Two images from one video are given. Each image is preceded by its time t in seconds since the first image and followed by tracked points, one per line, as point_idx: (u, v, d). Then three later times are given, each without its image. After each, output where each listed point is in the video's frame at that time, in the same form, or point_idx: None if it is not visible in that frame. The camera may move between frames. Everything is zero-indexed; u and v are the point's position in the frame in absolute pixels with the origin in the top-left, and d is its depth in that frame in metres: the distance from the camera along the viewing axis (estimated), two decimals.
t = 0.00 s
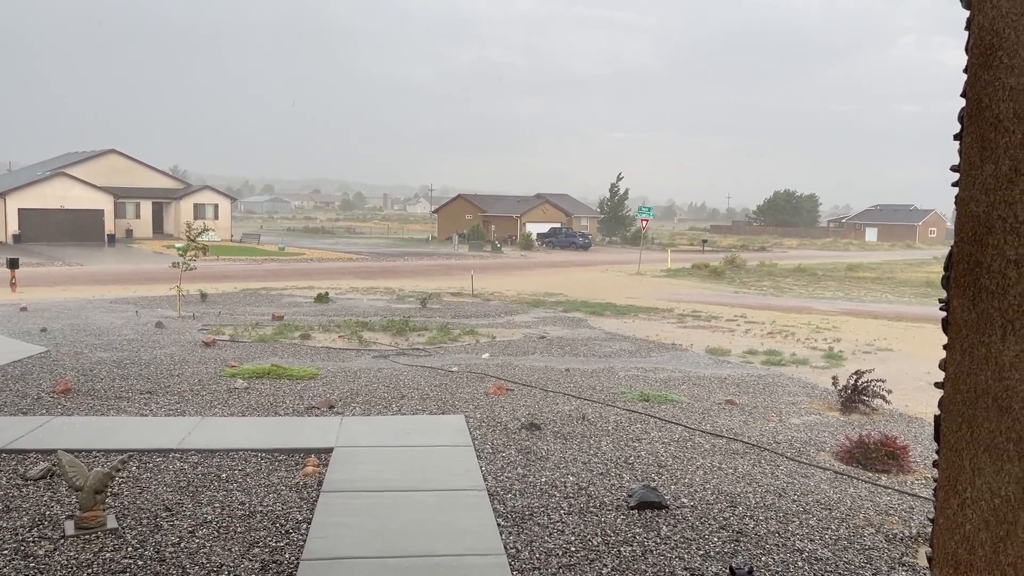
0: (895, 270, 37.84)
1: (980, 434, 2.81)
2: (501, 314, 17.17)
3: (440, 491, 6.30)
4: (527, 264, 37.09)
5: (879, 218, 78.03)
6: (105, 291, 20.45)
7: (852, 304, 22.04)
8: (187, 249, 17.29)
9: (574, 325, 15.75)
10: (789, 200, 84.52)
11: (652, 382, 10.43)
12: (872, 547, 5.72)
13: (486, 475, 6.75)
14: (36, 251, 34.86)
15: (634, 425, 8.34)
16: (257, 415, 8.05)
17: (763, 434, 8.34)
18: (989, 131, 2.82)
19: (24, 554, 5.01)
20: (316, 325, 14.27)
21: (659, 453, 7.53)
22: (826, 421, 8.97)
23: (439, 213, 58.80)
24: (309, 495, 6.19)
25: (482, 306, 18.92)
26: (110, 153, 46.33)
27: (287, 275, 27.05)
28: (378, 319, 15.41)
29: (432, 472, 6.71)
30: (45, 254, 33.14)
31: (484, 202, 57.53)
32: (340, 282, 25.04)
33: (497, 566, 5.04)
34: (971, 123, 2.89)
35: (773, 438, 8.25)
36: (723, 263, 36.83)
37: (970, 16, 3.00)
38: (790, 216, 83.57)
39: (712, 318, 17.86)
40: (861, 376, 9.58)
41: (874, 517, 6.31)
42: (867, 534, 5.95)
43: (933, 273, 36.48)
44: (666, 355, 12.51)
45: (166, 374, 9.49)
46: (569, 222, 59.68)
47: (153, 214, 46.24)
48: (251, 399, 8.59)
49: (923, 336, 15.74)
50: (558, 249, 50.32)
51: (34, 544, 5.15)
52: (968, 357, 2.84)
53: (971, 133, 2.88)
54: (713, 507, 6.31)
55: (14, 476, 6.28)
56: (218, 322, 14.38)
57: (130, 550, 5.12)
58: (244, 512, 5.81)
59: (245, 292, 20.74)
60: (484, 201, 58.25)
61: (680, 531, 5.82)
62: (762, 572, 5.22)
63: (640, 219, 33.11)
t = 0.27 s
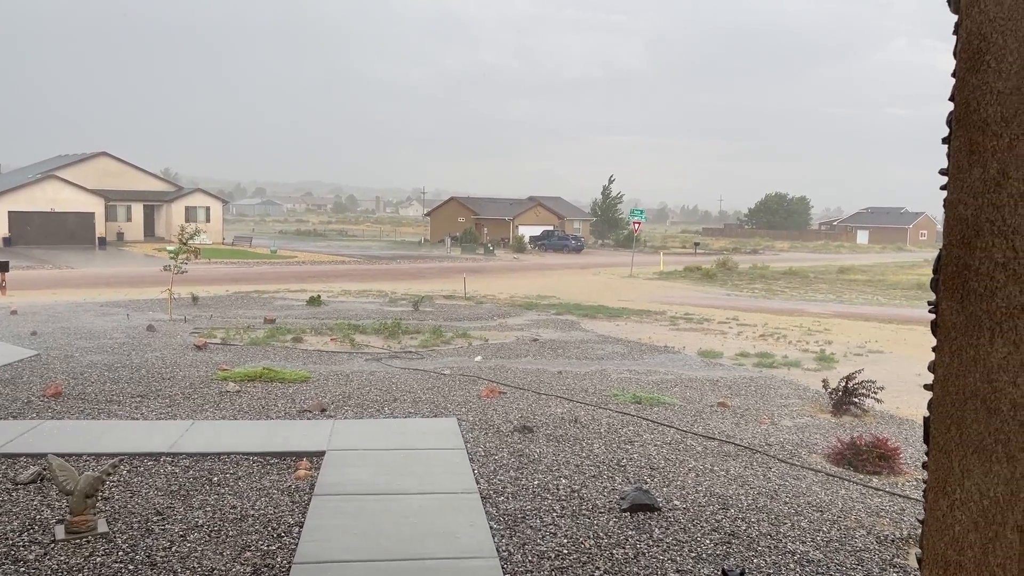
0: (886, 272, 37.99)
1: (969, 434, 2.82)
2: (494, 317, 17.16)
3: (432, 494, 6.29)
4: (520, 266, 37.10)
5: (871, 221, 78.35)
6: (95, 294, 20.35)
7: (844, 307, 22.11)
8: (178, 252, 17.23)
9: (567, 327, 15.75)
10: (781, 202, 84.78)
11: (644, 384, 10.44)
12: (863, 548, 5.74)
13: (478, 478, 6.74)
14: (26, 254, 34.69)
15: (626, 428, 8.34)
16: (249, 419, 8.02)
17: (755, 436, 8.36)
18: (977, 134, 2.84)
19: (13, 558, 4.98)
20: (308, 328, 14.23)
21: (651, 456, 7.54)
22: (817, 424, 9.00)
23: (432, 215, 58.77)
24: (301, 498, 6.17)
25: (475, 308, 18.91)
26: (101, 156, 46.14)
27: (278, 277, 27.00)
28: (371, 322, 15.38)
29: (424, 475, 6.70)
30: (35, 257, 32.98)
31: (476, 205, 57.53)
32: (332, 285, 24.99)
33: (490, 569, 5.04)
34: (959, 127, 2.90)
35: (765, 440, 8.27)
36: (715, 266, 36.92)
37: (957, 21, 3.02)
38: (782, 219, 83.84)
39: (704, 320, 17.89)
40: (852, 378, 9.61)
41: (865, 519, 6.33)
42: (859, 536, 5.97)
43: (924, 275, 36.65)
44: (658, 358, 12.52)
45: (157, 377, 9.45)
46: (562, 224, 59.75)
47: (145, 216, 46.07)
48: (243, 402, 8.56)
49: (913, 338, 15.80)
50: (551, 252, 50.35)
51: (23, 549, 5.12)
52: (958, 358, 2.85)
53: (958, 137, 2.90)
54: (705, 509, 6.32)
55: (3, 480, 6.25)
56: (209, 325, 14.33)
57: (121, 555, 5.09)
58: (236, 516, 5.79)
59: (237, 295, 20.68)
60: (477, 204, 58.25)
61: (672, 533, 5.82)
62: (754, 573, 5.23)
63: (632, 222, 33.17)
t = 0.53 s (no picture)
0: (880, 275, 38.11)
1: (961, 434, 2.84)
2: (489, 319, 17.16)
3: (427, 497, 6.29)
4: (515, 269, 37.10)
5: (865, 223, 78.56)
6: (89, 297, 20.32)
7: (838, 309, 22.15)
8: (173, 255, 17.19)
9: (562, 330, 15.76)
10: (776, 204, 84.95)
11: (639, 387, 10.45)
12: (857, 550, 5.75)
13: (473, 481, 6.73)
14: (20, 257, 34.58)
15: (621, 430, 8.36)
16: (243, 422, 8.01)
17: (750, 439, 8.38)
18: (969, 138, 2.86)
19: (7, 563, 4.96)
20: (303, 331, 14.21)
21: (646, 458, 7.55)
22: (812, 426, 9.02)
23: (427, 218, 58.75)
24: (296, 501, 6.17)
25: (470, 311, 18.91)
26: (96, 159, 46.02)
27: (274, 280, 26.96)
28: (366, 324, 15.38)
29: (419, 477, 6.70)
30: (29, 260, 32.89)
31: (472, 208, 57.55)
32: (327, 288, 24.96)
33: (485, 571, 5.03)
34: (951, 130, 2.92)
35: (760, 442, 8.29)
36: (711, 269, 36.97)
37: (949, 26, 3.04)
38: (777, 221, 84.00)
39: (699, 323, 17.92)
40: (846, 380, 9.64)
41: (859, 521, 6.34)
42: (853, 538, 5.98)
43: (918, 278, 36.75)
44: (653, 360, 12.54)
45: (151, 380, 9.43)
46: (557, 227, 59.79)
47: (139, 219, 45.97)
48: (237, 405, 8.55)
49: (908, 341, 15.85)
50: (546, 255, 50.38)
51: (17, 553, 5.11)
52: (950, 360, 2.87)
53: (950, 141, 2.92)
54: (700, 511, 6.33)
55: None
56: (204, 328, 14.30)
57: (115, 558, 5.08)
58: (231, 519, 5.78)
59: (232, 298, 20.65)
60: (473, 206, 58.26)
61: (667, 535, 5.83)
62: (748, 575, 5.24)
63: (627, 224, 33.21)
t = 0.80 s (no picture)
0: (879, 277, 38.18)
1: (960, 435, 2.85)
2: (488, 322, 17.18)
3: (427, 500, 6.30)
4: (514, 272, 37.11)
5: (863, 225, 78.68)
6: (88, 299, 20.32)
7: (837, 311, 22.17)
8: (171, 257, 17.20)
9: (561, 332, 15.77)
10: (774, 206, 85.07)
11: (638, 389, 10.46)
12: (857, 551, 5.76)
13: (473, 483, 6.73)
14: (19, 259, 34.54)
15: (620, 432, 8.36)
16: (242, 424, 8.01)
17: (749, 441, 8.39)
18: (967, 140, 2.87)
19: (6, 566, 4.96)
20: (302, 333, 14.21)
21: (645, 460, 7.55)
22: (811, 428, 9.03)
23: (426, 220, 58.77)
24: (295, 504, 6.17)
25: (469, 313, 18.92)
26: (94, 162, 46.04)
27: (273, 283, 26.96)
28: (365, 327, 15.37)
29: (418, 479, 6.71)
30: (27, 262, 32.89)
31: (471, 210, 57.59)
32: (326, 290, 24.96)
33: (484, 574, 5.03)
34: (948, 132, 2.93)
35: (759, 444, 8.30)
36: (709, 271, 37.00)
37: (945, 29, 3.06)
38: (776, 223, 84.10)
39: (698, 325, 17.95)
40: (845, 382, 9.65)
41: (858, 522, 6.35)
42: (852, 540, 5.98)
43: (916, 280, 36.82)
44: (652, 362, 12.55)
45: (150, 383, 9.42)
46: (556, 229, 59.84)
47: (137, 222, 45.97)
48: (236, 407, 8.56)
49: (906, 342, 15.88)
50: (545, 257, 50.41)
51: (16, 556, 5.10)
52: (949, 360, 2.88)
53: (948, 143, 2.93)
54: (699, 513, 6.33)
55: None
56: (203, 330, 14.30)
57: (114, 561, 5.08)
58: (230, 522, 5.78)
59: (230, 300, 20.65)
60: (471, 208, 58.28)
61: (666, 537, 5.84)
62: None
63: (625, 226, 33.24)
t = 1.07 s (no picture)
0: (882, 278, 38.13)
1: (964, 436, 2.85)
2: (491, 323, 17.19)
3: (429, 502, 6.29)
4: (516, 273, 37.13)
5: (866, 227, 78.62)
6: (91, 301, 20.36)
7: (840, 313, 22.15)
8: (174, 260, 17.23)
9: (563, 334, 15.77)
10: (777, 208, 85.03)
11: (641, 390, 10.46)
12: (859, 553, 5.76)
13: (476, 485, 6.73)
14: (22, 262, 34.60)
15: (623, 434, 8.36)
16: (245, 426, 8.02)
17: (752, 443, 8.38)
18: (970, 141, 2.86)
19: (9, 567, 4.96)
20: (305, 336, 14.21)
21: (648, 462, 7.55)
22: (814, 429, 9.02)
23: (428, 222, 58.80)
24: (298, 505, 6.17)
25: (471, 315, 18.92)
26: (97, 164, 46.14)
27: (275, 285, 26.99)
28: (368, 329, 15.38)
29: (420, 481, 6.71)
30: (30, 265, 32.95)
31: (473, 212, 57.62)
32: (329, 292, 24.99)
33: None
34: (952, 133, 2.92)
35: (762, 446, 8.29)
36: (712, 272, 36.98)
37: (947, 30, 3.06)
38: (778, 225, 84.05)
39: (700, 326, 17.94)
40: (848, 384, 9.64)
41: (862, 524, 6.34)
42: (855, 542, 5.97)
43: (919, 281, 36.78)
44: (655, 364, 12.55)
45: (153, 385, 9.43)
46: (558, 231, 59.85)
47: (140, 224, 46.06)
48: (239, 409, 8.57)
49: (910, 344, 15.85)
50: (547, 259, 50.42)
51: (20, 557, 5.11)
52: (952, 362, 2.87)
53: (951, 143, 2.92)
54: (702, 515, 6.33)
55: None
56: (206, 332, 14.32)
57: (117, 563, 5.08)
58: (233, 524, 5.78)
59: (233, 302, 20.67)
60: (473, 210, 58.29)
61: (669, 539, 5.83)
62: None
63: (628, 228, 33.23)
